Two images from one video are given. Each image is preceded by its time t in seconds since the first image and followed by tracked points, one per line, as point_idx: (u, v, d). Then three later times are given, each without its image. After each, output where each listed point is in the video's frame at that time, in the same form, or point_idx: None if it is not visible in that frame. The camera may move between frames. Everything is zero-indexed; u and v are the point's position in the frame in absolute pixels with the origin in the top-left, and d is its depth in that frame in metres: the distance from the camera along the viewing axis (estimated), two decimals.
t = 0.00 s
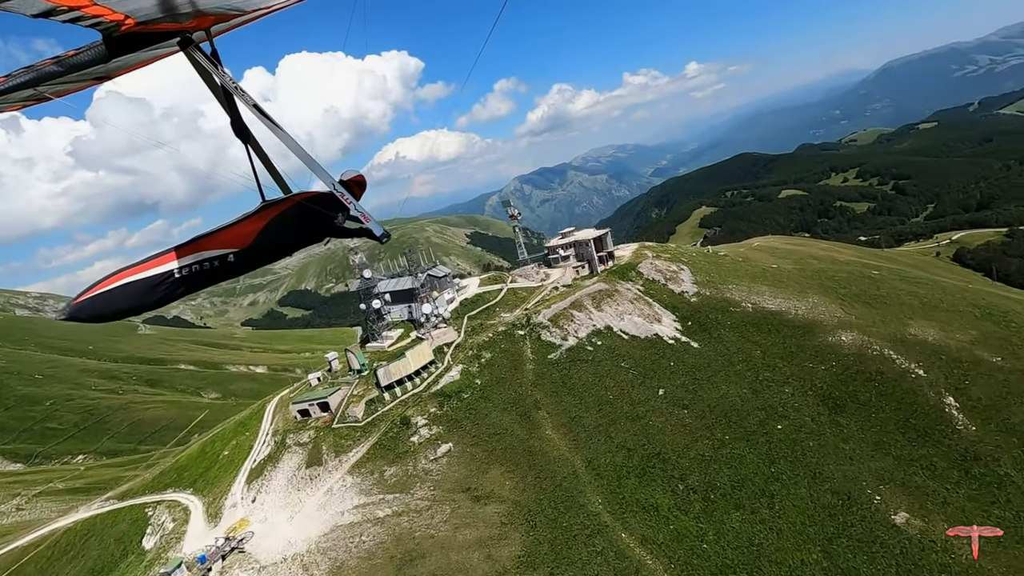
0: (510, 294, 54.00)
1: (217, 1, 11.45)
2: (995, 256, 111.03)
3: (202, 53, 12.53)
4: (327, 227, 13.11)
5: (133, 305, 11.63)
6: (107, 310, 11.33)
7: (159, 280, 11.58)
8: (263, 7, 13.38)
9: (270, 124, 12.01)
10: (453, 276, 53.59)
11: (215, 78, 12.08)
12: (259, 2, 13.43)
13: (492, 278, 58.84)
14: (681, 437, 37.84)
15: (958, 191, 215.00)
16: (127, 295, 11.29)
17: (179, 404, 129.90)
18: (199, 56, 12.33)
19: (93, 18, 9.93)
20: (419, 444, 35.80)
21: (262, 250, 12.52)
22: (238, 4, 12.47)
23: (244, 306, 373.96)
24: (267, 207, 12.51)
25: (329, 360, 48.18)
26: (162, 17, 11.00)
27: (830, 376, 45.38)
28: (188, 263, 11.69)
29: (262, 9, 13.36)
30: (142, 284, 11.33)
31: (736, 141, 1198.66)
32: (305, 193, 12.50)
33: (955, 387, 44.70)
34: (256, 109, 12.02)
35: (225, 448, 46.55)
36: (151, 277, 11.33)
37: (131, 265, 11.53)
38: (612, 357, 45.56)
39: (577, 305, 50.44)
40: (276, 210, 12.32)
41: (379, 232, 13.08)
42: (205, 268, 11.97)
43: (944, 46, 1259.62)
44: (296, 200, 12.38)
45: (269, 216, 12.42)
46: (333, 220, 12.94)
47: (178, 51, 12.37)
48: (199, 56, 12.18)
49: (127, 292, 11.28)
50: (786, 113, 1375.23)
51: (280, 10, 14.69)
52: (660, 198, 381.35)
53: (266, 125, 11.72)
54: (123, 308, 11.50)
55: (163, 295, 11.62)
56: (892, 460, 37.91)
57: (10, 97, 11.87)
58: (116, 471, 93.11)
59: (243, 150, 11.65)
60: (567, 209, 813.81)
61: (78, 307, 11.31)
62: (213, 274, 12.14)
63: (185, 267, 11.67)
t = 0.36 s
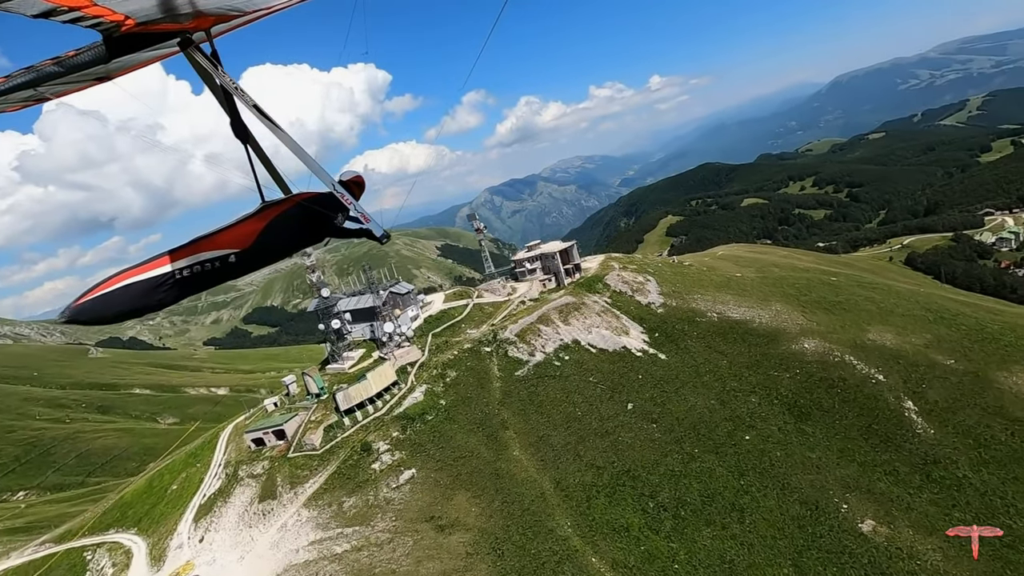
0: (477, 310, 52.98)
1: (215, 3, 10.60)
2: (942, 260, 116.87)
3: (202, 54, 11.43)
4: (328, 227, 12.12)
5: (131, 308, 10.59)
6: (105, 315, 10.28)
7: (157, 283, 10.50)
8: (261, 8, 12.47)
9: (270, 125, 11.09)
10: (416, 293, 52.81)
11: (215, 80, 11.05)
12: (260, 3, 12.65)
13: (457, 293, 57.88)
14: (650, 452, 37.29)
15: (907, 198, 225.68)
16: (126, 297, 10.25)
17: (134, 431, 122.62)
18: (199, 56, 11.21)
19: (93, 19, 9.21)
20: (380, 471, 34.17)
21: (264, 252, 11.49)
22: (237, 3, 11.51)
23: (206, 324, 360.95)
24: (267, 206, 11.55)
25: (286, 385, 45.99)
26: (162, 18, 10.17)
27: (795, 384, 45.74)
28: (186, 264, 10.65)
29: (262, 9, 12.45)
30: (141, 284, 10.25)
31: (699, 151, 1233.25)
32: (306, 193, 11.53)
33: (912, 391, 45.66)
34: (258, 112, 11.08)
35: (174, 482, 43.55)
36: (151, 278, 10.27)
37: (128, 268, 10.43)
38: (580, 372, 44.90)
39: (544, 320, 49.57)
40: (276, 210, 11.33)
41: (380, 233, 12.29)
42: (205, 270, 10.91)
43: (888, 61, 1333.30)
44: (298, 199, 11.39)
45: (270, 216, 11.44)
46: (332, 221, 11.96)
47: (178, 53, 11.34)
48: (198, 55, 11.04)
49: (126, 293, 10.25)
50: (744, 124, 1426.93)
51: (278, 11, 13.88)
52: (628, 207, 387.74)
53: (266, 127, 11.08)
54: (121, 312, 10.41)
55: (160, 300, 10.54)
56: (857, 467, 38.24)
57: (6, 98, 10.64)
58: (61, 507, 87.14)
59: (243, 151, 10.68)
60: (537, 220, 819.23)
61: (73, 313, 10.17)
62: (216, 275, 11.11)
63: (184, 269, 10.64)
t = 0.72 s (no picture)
0: (460, 316, 52.40)
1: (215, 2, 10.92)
2: (921, 260, 118.84)
3: (201, 53, 11.64)
4: (326, 227, 12.35)
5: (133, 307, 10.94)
6: (107, 314, 10.62)
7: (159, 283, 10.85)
8: (260, 7, 12.81)
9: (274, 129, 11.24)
10: (398, 299, 52.43)
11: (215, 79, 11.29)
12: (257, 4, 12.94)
13: (441, 299, 57.52)
14: (637, 458, 37.02)
15: (886, 199, 229.72)
16: (127, 297, 10.55)
17: (113, 445, 119.34)
18: (198, 56, 11.46)
19: (93, 19, 9.45)
20: (362, 484, 33.37)
21: (264, 252, 11.78)
22: (236, 3, 11.87)
23: (188, 332, 354.67)
24: (267, 207, 11.82)
25: (266, 395, 44.86)
26: (161, 17, 10.44)
27: (780, 386, 45.85)
28: (186, 265, 10.97)
29: (260, 9, 12.79)
30: (143, 284, 10.60)
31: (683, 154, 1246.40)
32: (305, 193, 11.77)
33: (895, 392, 45.93)
34: (258, 111, 11.37)
35: (149, 498, 42.28)
36: (152, 278, 10.59)
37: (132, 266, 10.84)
38: (566, 377, 44.49)
39: (529, 325, 49.16)
40: (277, 210, 11.60)
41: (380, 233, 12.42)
42: (206, 270, 11.26)
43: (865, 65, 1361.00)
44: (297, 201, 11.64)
45: (270, 216, 11.72)
46: (331, 221, 12.22)
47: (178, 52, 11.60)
48: (199, 56, 11.37)
49: (127, 293, 10.58)
50: (728, 127, 1444.68)
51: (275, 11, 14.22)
52: (615, 210, 390.03)
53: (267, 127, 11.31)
54: (122, 312, 10.74)
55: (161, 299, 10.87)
56: (842, 469, 38.33)
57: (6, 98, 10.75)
58: (37, 524, 84.57)
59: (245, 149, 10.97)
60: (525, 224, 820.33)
61: (75, 311, 10.50)
62: (216, 275, 11.42)
63: (184, 268, 10.98)
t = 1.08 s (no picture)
0: (444, 323, 51.64)
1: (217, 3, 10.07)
2: (898, 263, 121.35)
3: (201, 54, 10.73)
4: (327, 228, 11.66)
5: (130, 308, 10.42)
6: (102, 315, 10.11)
7: (159, 282, 10.32)
8: (264, 7, 11.94)
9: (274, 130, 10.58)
10: (381, 306, 51.57)
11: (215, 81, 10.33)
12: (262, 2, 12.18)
13: (424, 306, 56.72)
14: (621, 466, 36.71)
15: (864, 204, 234.46)
16: (122, 296, 10.02)
17: (88, 456, 116.00)
18: (199, 56, 10.56)
19: (92, 19, 8.73)
20: (342, 496, 32.56)
21: (264, 254, 11.14)
22: (238, 3, 10.89)
23: (168, 339, 347.95)
24: (267, 207, 11.21)
25: (244, 406, 43.77)
26: (163, 19, 9.71)
27: (764, 392, 45.94)
28: (182, 265, 10.40)
29: (265, 10, 11.94)
30: (140, 284, 10.06)
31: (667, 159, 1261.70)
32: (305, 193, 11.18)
33: (876, 395, 46.29)
34: (258, 113, 10.71)
35: (120, 516, 40.67)
36: (148, 278, 10.08)
37: (132, 266, 10.40)
38: (550, 385, 44.07)
39: (514, 332, 48.67)
40: (277, 210, 10.99)
41: (379, 234, 11.56)
42: (204, 271, 10.66)
43: (843, 73, 1392.99)
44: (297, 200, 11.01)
45: (269, 216, 11.10)
46: (331, 221, 11.52)
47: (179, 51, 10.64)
48: (199, 55, 10.40)
49: (124, 292, 10.04)
50: (710, 133, 1467.39)
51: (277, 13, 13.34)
52: (600, 215, 392.96)
53: (265, 126, 10.59)
54: (119, 312, 10.22)
55: (157, 300, 10.28)
56: (825, 474, 38.37)
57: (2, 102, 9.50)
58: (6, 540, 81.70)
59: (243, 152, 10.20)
60: (511, 228, 822.26)
61: (73, 313, 10.00)
62: (214, 277, 10.81)
63: (181, 269, 10.38)
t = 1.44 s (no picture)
0: (430, 326, 51.04)
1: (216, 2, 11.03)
2: (882, 265, 122.79)
3: (201, 53, 11.75)
4: (327, 227, 12.21)
5: (128, 306, 10.91)
6: (103, 313, 10.63)
7: (157, 281, 10.82)
8: (260, 8, 12.90)
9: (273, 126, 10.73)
10: (365, 308, 51.10)
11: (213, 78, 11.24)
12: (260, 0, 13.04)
13: (409, 308, 55.96)
14: (608, 471, 36.44)
15: (848, 206, 237.60)
16: (120, 295, 10.52)
17: (66, 463, 113.15)
18: (198, 55, 11.55)
19: (93, 18, 9.65)
20: (322, 506, 31.83)
21: (262, 253, 11.60)
22: (235, 3, 11.81)
23: (150, 342, 341.60)
24: (266, 206, 11.65)
25: (224, 413, 42.85)
26: (162, 17, 10.54)
27: (749, 394, 45.98)
28: (181, 264, 10.89)
29: (260, 9, 12.90)
30: (140, 283, 10.57)
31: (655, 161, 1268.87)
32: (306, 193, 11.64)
33: (860, 397, 46.60)
34: (259, 111, 11.33)
35: (94, 526, 39.58)
36: (146, 277, 10.57)
37: (130, 265, 10.89)
38: (536, 388, 43.67)
39: (500, 335, 48.26)
40: (276, 210, 11.44)
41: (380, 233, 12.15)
42: (202, 270, 11.17)
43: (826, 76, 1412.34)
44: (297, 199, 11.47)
45: (268, 216, 11.53)
46: (332, 220, 12.07)
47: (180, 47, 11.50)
48: (198, 55, 11.41)
49: (122, 291, 10.52)
50: (697, 135, 1478.94)
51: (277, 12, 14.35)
52: (589, 216, 393.87)
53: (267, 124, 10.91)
54: (117, 311, 10.71)
55: (154, 299, 10.80)
56: (810, 476, 38.50)
57: (8, 97, 11.16)
58: None
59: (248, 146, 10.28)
60: (499, 229, 820.84)
61: (73, 309, 10.44)
62: (213, 275, 11.30)
63: (180, 268, 10.89)
